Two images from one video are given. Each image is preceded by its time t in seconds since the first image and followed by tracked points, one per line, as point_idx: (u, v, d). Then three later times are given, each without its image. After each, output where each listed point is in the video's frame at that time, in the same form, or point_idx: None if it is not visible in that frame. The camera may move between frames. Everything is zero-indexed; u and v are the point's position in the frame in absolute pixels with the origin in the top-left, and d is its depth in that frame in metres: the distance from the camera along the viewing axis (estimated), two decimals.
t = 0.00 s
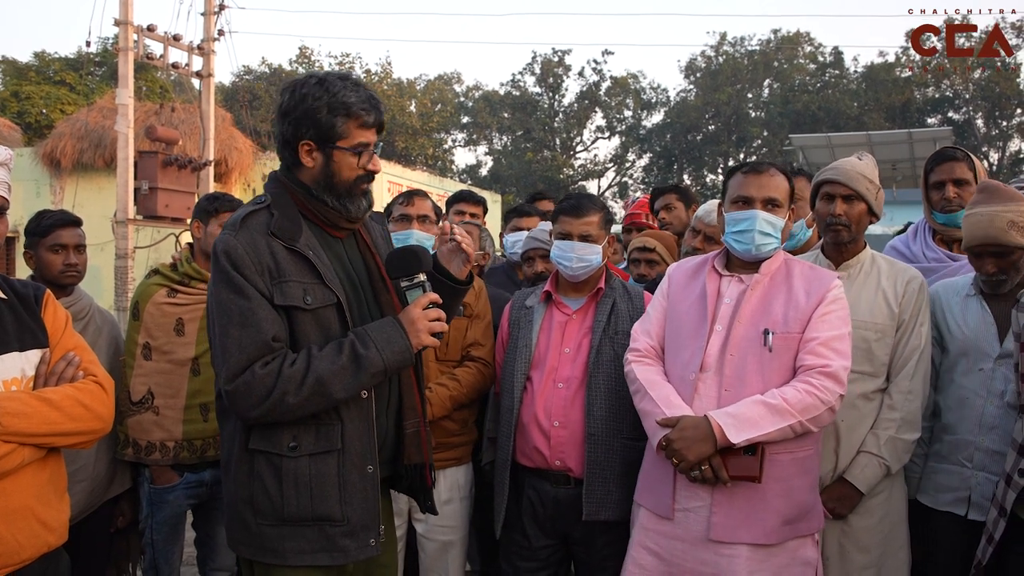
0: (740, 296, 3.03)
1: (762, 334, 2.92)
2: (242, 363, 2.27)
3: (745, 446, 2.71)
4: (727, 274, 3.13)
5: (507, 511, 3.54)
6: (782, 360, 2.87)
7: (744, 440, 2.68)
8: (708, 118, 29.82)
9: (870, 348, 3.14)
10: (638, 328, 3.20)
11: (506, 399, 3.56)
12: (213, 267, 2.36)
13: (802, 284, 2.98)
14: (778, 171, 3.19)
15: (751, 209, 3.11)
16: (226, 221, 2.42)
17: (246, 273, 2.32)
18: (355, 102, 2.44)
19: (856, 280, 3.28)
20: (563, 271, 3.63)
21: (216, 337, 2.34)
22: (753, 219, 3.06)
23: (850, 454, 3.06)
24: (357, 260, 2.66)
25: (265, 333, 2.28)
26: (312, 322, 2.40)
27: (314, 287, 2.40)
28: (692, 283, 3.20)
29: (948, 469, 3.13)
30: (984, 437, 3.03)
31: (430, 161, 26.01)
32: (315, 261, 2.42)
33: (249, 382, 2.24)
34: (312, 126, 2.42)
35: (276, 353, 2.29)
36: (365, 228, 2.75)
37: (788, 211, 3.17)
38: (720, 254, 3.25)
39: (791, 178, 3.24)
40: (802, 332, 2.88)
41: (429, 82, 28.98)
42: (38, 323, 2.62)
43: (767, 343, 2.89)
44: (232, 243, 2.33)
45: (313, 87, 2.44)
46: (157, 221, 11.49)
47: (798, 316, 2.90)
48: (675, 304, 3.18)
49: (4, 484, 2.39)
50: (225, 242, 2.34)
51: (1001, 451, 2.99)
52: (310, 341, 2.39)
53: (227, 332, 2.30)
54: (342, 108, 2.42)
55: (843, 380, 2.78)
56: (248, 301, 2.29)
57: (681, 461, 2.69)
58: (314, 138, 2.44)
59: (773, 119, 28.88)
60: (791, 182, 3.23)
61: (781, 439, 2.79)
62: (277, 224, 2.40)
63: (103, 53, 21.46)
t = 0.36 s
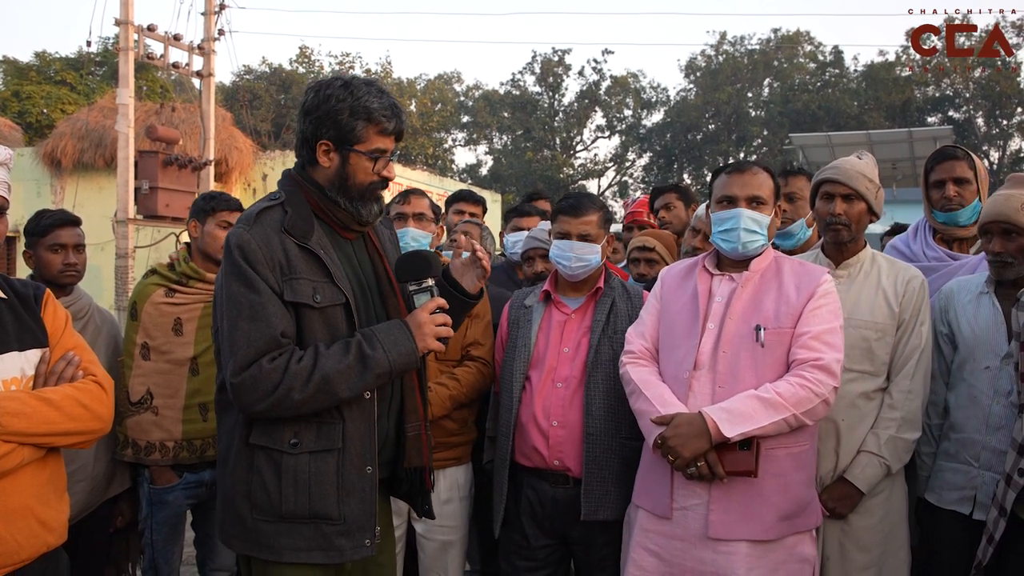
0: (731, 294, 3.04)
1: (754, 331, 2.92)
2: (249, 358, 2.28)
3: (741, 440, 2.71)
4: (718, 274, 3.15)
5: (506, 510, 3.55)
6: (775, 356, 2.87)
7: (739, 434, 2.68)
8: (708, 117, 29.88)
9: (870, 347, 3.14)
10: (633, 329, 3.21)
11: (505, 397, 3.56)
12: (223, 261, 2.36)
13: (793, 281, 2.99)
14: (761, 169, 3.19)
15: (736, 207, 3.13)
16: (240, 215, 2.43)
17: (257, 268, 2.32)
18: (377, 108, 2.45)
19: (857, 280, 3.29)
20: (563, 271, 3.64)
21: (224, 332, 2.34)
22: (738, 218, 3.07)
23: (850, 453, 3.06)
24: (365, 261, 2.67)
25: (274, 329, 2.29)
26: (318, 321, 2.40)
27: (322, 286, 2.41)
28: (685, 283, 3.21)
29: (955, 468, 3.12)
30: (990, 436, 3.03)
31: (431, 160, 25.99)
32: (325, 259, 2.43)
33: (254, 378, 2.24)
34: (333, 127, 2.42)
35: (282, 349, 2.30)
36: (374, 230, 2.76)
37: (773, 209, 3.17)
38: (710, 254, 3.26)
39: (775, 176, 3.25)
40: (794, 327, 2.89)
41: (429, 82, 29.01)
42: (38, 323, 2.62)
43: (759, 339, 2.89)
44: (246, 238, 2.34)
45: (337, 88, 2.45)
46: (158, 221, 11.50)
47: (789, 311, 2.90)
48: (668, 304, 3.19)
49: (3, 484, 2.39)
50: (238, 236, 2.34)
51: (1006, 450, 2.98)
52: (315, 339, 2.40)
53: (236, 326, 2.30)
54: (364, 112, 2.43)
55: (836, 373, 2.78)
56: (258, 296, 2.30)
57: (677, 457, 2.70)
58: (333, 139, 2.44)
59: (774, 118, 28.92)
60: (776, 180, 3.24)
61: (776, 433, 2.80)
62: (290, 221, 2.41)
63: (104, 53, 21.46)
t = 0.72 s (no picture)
0: (723, 293, 3.05)
1: (746, 329, 2.92)
2: (248, 356, 2.27)
3: (732, 437, 2.71)
4: (710, 274, 3.15)
5: (504, 509, 3.55)
6: (768, 353, 2.87)
7: (730, 431, 2.68)
8: (708, 117, 29.94)
9: (869, 346, 3.14)
10: (627, 330, 3.21)
11: (504, 397, 3.56)
12: (223, 260, 2.36)
13: (784, 279, 2.99)
14: (750, 169, 3.19)
15: (725, 207, 3.13)
16: (241, 214, 2.43)
17: (257, 266, 2.32)
18: (379, 109, 2.44)
19: (854, 279, 3.29)
20: (561, 271, 3.63)
21: (223, 330, 2.34)
22: (727, 217, 3.08)
23: (848, 453, 3.06)
24: (366, 262, 2.67)
25: (272, 326, 2.29)
26: (317, 320, 2.40)
27: (322, 285, 2.41)
28: (678, 284, 3.21)
29: (952, 466, 3.12)
30: (988, 433, 3.03)
31: (431, 161, 25.98)
32: (325, 258, 2.43)
33: (253, 375, 2.24)
34: (335, 128, 2.43)
35: (281, 348, 2.29)
36: (375, 232, 2.76)
37: (763, 208, 3.17)
38: (703, 255, 3.26)
39: (765, 176, 3.24)
40: (786, 324, 2.88)
41: (429, 82, 29.04)
42: (38, 324, 2.62)
43: (751, 337, 2.89)
44: (246, 236, 2.33)
45: (340, 89, 2.45)
46: (157, 221, 11.49)
47: (781, 308, 2.90)
48: (662, 305, 3.19)
49: (3, 485, 2.39)
50: (238, 235, 2.34)
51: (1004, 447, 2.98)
52: (314, 338, 2.39)
53: (235, 324, 2.30)
54: (366, 114, 2.43)
55: (828, 369, 2.78)
56: (256, 294, 2.29)
57: (669, 456, 2.70)
58: (335, 140, 2.44)
59: (772, 119, 28.66)
60: (766, 180, 3.23)
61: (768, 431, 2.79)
62: (290, 220, 2.41)
63: (103, 53, 21.46)
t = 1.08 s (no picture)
0: (720, 290, 3.05)
1: (743, 326, 2.92)
2: (247, 351, 2.27)
3: (730, 435, 2.71)
4: (708, 271, 3.15)
5: (503, 507, 3.55)
6: (765, 350, 2.86)
7: (726, 429, 2.67)
8: (710, 115, 29.94)
9: (869, 344, 3.13)
10: (626, 328, 3.21)
11: (504, 395, 3.56)
12: (224, 256, 2.36)
13: (781, 276, 2.99)
14: (745, 166, 3.19)
15: (720, 205, 3.13)
16: (243, 210, 2.43)
17: (256, 262, 2.32)
18: (383, 109, 2.44)
19: (855, 276, 3.29)
20: (562, 268, 3.63)
21: (223, 325, 2.35)
22: (722, 215, 3.08)
23: (849, 451, 3.06)
24: (366, 259, 2.67)
25: (271, 322, 2.29)
26: (316, 316, 2.40)
27: (321, 282, 2.41)
28: (676, 282, 3.21)
29: (943, 461, 3.11)
30: (981, 427, 3.04)
31: (432, 158, 25.96)
32: (325, 255, 2.43)
33: (251, 371, 2.24)
34: (339, 126, 2.42)
35: (279, 344, 2.29)
36: (377, 230, 2.75)
37: (758, 205, 3.17)
38: (700, 252, 3.25)
39: (760, 174, 3.24)
40: (783, 321, 2.88)
41: (431, 80, 29.07)
42: (38, 320, 2.62)
43: (748, 334, 2.89)
44: (247, 233, 2.34)
45: (345, 87, 2.45)
46: (158, 218, 11.48)
47: (777, 305, 2.90)
48: (660, 303, 3.19)
49: (4, 482, 2.39)
50: (239, 231, 2.34)
51: (998, 440, 3.00)
52: (313, 335, 2.39)
53: (234, 319, 2.30)
54: (369, 113, 2.42)
55: (825, 365, 2.77)
56: (256, 289, 2.30)
57: (667, 453, 2.70)
58: (338, 138, 2.44)
59: (774, 116, 28.54)
60: (762, 178, 3.23)
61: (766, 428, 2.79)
62: (291, 217, 2.41)
63: (105, 51, 21.46)
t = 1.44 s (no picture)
0: (717, 287, 3.04)
1: (741, 322, 2.91)
2: (248, 350, 2.27)
3: (728, 431, 2.70)
4: (705, 269, 3.14)
5: (505, 505, 3.54)
6: (763, 346, 2.86)
7: (724, 424, 2.67)
8: (710, 113, 30.02)
9: (870, 342, 3.12)
10: (624, 327, 3.21)
11: (504, 393, 3.56)
12: (223, 257, 2.35)
13: (779, 272, 2.98)
14: (740, 164, 3.19)
15: (716, 203, 3.13)
16: (240, 210, 2.43)
17: (255, 261, 2.32)
18: (378, 106, 2.43)
19: (856, 274, 3.27)
20: (562, 266, 3.63)
21: (223, 325, 2.35)
22: (718, 213, 3.07)
23: (850, 449, 3.05)
24: (365, 256, 2.66)
25: (271, 319, 2.28)
26: (316, 313, 2.39)
27: (319, 279, 2.41)
28: (673, 280, 3.20)
29: (938, 460, 3.11)
30: (975, 426, 3.04)
31: (433, 156, 25.93)
32: (323, 252, 2.43)
33: (253, 370, 2.24)
34: (334, 123, 2.42)
35: (279, 341, 2.29)
36: (375, 226, 2.75)
37: (755, 203, 3.16)
38: (698, 251, 3.25)
39: (756, 171, 3.23)
40: (782, 317, 2.87)
41: (431, 78, 29.08)
42: (38, 320, 2.62)
43: (746, 330, 2.88)
44: (245, 231, 2.33)
45: (340, 84, 2.44)
46: (159, 216, 11.47)
47: (775, 301, 2.89)
48: (657, 301, 3.18)
49: (4, 480, 2.39)
50: (237, 231, 2.34)
51: (991, 439, 3.00)
52: (313, 332, 2.39)
53: (234, 318, 2.30)
54: (364, 110, 2.41)
55: (824, 361, 2.76)
56: (254, 288, 2.29)
57: (665, 450, 2.70)
58: (333, 135, 2.43)
59: (776, 114, 28.54)
60: (758, 175, 3.22)
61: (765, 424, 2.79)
62: (289, 215, 2.41)
63: (105, 49, 21.45)
